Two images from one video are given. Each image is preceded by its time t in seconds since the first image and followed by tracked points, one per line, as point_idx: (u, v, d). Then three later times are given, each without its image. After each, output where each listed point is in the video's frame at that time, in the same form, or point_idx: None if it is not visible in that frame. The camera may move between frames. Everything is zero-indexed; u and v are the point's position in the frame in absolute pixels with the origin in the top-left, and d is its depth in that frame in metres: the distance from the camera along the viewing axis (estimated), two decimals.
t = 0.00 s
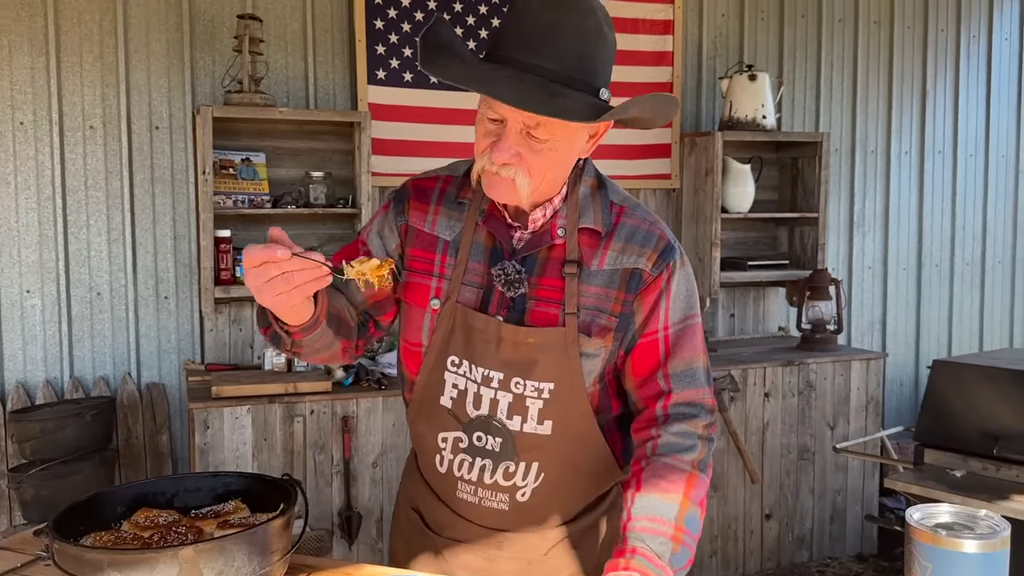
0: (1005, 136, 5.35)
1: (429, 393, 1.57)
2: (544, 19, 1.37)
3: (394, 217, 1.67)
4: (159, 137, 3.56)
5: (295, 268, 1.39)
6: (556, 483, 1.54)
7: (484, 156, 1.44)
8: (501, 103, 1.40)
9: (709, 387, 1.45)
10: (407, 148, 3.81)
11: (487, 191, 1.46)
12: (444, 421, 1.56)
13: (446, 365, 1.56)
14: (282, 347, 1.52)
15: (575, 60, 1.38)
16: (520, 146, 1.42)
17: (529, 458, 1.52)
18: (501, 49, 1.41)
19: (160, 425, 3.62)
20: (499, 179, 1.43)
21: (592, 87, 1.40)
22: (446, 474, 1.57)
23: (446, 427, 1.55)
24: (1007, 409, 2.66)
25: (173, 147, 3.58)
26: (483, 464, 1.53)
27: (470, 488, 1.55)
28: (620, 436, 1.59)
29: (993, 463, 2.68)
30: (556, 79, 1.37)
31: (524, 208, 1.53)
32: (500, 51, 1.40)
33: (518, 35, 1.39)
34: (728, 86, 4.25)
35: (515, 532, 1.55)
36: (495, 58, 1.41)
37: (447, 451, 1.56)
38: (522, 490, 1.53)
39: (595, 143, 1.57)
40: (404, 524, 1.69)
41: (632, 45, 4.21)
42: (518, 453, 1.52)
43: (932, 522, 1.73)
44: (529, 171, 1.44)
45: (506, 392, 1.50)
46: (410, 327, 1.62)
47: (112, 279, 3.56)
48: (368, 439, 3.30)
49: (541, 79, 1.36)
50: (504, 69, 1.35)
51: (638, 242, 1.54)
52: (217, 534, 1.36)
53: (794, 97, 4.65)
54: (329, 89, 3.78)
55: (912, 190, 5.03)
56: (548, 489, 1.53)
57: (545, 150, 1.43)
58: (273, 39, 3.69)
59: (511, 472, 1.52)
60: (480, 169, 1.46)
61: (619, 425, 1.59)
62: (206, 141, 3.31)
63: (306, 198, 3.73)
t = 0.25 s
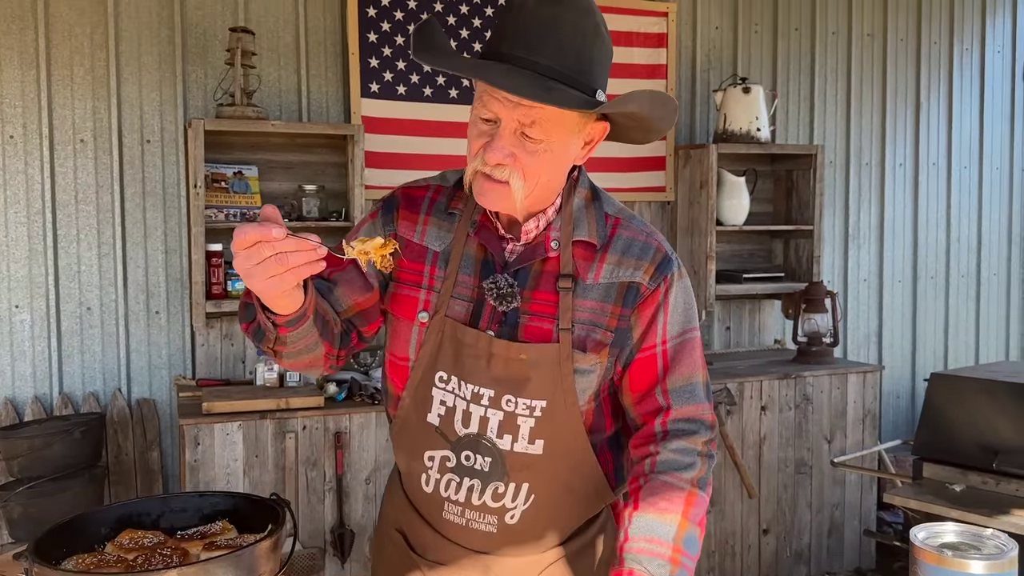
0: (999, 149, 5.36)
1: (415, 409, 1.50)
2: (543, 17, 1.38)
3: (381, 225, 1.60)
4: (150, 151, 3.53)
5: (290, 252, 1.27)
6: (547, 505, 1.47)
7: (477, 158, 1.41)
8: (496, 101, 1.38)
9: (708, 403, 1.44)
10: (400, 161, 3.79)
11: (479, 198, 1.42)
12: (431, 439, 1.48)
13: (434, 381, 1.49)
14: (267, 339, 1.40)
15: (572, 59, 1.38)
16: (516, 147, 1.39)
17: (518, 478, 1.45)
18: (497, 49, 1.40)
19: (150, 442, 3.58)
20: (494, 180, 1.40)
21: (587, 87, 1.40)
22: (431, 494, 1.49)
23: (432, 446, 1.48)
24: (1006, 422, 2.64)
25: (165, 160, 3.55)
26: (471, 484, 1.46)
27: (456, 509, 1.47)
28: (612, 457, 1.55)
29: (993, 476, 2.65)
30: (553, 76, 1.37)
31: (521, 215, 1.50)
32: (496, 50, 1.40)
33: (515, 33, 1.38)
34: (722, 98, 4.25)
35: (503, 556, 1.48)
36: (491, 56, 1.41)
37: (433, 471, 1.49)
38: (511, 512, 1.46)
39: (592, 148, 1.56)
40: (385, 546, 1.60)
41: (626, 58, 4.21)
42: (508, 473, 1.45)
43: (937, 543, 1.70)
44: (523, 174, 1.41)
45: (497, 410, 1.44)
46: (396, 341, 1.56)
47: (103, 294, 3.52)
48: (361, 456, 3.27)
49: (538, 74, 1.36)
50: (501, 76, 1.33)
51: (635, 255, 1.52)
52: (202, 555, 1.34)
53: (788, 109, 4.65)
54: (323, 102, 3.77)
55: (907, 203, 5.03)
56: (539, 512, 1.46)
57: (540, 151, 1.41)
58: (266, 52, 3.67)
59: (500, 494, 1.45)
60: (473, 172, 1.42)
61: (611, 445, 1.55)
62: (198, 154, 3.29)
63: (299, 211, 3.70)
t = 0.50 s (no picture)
0: (995, 161, 5.35)
1: (405, 432, 1.45)
2: (522, 19, 1.35)
3: (365, 242, 1.56)
4: (142, 165, 3.50)
5: (275, 264, 1.23)
6: (544, 530, 1.41)
7: (464, 169, 1.38)
8: (479, 107, 1.36)
9: (707, 415, 1.40)
10: (395, 175, 3.76)
11: (468, 209, 1.39)
12: (421, 463, 1.43)
13: (424, 403, 1.44)
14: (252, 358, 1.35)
15: (554, 58, 1.35)
16: (505, 153, 1.36)
17: (514, 503, 1.40)
18: (478, 53, 1.38)
19: (141, 460, 3.52)
20: (483, 189, 1.37)
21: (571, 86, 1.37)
22: (422, 522, 1.43)
23: (423, 470, 1.43)
24: (1008, 438, 2.60)
25: (156, 175, 3.52)
26: (465, 510, 1.41)
27: (449, 537, 1.41)
28: (609, 476, 1.49)
29: (996, 493, 2.62)
30: (536, 77, 1.34)
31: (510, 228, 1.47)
32: (477, 54, 1.38)
33: (495, 36, 1.36)
34: (717, 111, 4.23)
35: None
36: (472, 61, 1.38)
37: (424, 497, 1.43)
38: (507, 539, 1.40)
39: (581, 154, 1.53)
40: None
41: (621, 71, 4.20)
42: (504, 497, 1.40)
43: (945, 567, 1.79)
44: (513, 182, 1.38)
45: (491, 431, 1.40)
46: (383, 362, 1.51)
47: (93, 310, 3.47)
48: (355, 474, 3.22)
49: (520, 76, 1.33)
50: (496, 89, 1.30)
51: (628, 263, 1.48)
52: None
53: (784, 122, 4.63)
54: (316, 116, 3.74)
55: (904, 216, 5.01)
56: (535, 538, 1.41)
57: (529, 157, 1.38)
58: (259, 66, 3.64)
59: (495, 519, 1.40)
60: (461, 183, 1.39)
61: (608, 464, 1.50)
62: (189, 168, 3.25)
63: (292, 226, 3.66)
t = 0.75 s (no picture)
0: (994, 173, 5.33)
1: (397, 455, 1.39)
2: (505, 20, 1.32)
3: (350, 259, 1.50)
4: (135, 178, 3.45)
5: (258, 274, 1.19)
6: (544, 555, 1.37)
7: (443, 173, 1.34)
8: (459, 109, 1.33)
9: (709, 429, 1.37)
10: (390, 187, 3.73)
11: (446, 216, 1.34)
12: (414, 488, 1.37)
13: (415, 425, 1.39)
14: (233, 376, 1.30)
15: (537, 58, 1.32)
16: (482, 157, 1.32)
17: (513, 527, 1.35)
18: (461, 53, 1.35)
19: (133, 478, 3.47)
20: (462, 195, 1.34)
21: (554, 87, 1.34)
22: (416, 550, 1.37)
23: (416, 495, 1.37)
24: (1015, 454, 2.56)
25: (150, 188, 3.47)
26: (461, 536, 1.35)
27: (445, 565, 1.35)
28: (610, 496, 1.45)
29: (1003, 510, 2.57)
30: (516, 79, 1.31)
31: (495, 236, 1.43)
32: (460, 55, 1.35)
33: (478, 36, 1.33)
34: (715, 123, 4.20)
35: None
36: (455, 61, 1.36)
37: (418, 524, 1.37)
38: (506, 564, 1.35)
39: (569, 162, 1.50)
40: None
41: (618, 83, 4.17)
42: (501, 521, 1.35)
43: None
44: (490, 187, 1.33)
45: (487, 452, 1.35)
46: (371, 383, 1.45)
47: (85, 325, 3.42)
48: (350, 492, 3.17)
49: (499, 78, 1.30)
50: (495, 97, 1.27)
51: (624, 273, 1.44)
52: None
53: (782, 134, 4.61)
54: (311, 128, 3.70)
55: (903, 228, 4.98)
56: (535, 563, 1.36)
57: (508, 162, 1.33)
58: (254, 78, 3.61)
59: (493, 544, 1.35)
60: (440, 187, 1.36)
61: (609, 484, 1.46)
62: (183, 181, 3.21)
63: (287, 239, 3.62)
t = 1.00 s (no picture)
0: (993, 183, 5.31)
1: (389, 477, 1.35)
2: (484, 24, 1.29)
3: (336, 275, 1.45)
4: (130, 190, 3.42)
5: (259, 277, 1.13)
6: None
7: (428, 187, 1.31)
8: (441, 118, 1.30)
9: (714, 445, 1.35)
10: (388, 198, 3.70)
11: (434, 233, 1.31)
12: (408, 512, 1.33)
13: (407, 446, 1.34)
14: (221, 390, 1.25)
15: (518, 62, 1.28)
16: (467, 168, 1.29)
17: (510, 552, 1.31)
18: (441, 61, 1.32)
19: (128, 493, 3.42)
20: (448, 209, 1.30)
21: (537, 91, 1.30)
22: None
23: (408, 520, 1.33)
24: None
25: (145, 200, 3.44)
26: (457, 562, 1.31)
27: None
28: (610, 517, 1.41)
29: (1011, 525, 2.53)
30: (497, 85, 1.27)
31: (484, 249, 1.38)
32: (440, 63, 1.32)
33: (457, 42, 1.30)
34: (715, 133, 4.18)
35: None
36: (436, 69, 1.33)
37: (411, 549, 1.33)
38: None
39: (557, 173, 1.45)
40: None
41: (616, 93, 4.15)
42: (498, 545, 1.31)
43: None
44: (479, 200, 1.30)
45: (482, 474, 1.31)
46: (361, 404, 1.40)
47: (79, 338, 3.38)
48: (348, 507, 3.12)
49: (478, 83, 1.27)
50: (496, 104, 1.23)
51: (621, 286, 1.40)
52: None
53: (782, 144, 4.59)
54: (309, 139, 3.67)
55: (903, 238, 4.96)
56: None
57: (494, 172, 1.30)
58: (251, 89, 3.58)
59: (490, 569, 1.31)
60: (427, 204, 1.32)
61: (608, 504, 1.41)
62: (178, 193, 3.18)
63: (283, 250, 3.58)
